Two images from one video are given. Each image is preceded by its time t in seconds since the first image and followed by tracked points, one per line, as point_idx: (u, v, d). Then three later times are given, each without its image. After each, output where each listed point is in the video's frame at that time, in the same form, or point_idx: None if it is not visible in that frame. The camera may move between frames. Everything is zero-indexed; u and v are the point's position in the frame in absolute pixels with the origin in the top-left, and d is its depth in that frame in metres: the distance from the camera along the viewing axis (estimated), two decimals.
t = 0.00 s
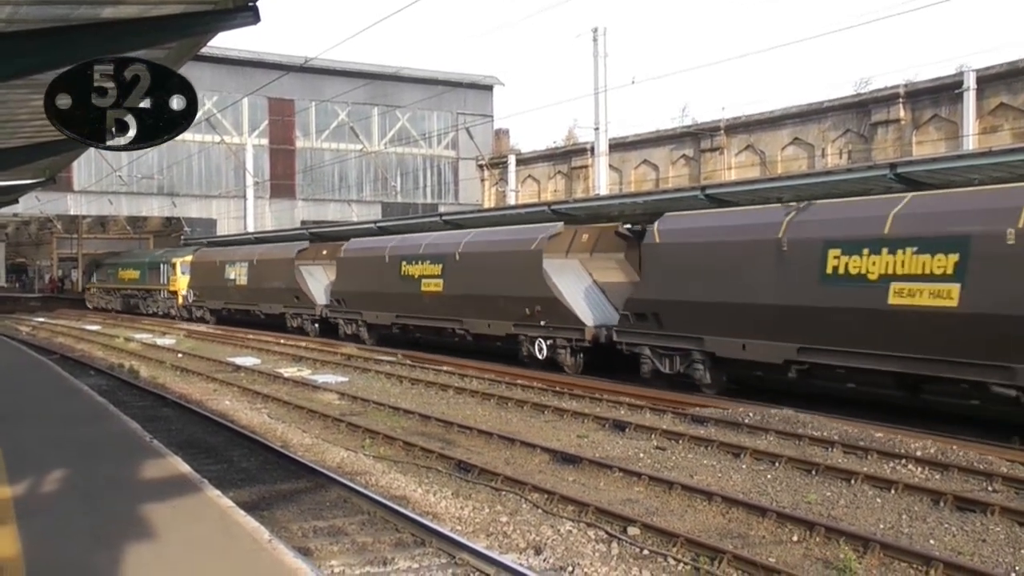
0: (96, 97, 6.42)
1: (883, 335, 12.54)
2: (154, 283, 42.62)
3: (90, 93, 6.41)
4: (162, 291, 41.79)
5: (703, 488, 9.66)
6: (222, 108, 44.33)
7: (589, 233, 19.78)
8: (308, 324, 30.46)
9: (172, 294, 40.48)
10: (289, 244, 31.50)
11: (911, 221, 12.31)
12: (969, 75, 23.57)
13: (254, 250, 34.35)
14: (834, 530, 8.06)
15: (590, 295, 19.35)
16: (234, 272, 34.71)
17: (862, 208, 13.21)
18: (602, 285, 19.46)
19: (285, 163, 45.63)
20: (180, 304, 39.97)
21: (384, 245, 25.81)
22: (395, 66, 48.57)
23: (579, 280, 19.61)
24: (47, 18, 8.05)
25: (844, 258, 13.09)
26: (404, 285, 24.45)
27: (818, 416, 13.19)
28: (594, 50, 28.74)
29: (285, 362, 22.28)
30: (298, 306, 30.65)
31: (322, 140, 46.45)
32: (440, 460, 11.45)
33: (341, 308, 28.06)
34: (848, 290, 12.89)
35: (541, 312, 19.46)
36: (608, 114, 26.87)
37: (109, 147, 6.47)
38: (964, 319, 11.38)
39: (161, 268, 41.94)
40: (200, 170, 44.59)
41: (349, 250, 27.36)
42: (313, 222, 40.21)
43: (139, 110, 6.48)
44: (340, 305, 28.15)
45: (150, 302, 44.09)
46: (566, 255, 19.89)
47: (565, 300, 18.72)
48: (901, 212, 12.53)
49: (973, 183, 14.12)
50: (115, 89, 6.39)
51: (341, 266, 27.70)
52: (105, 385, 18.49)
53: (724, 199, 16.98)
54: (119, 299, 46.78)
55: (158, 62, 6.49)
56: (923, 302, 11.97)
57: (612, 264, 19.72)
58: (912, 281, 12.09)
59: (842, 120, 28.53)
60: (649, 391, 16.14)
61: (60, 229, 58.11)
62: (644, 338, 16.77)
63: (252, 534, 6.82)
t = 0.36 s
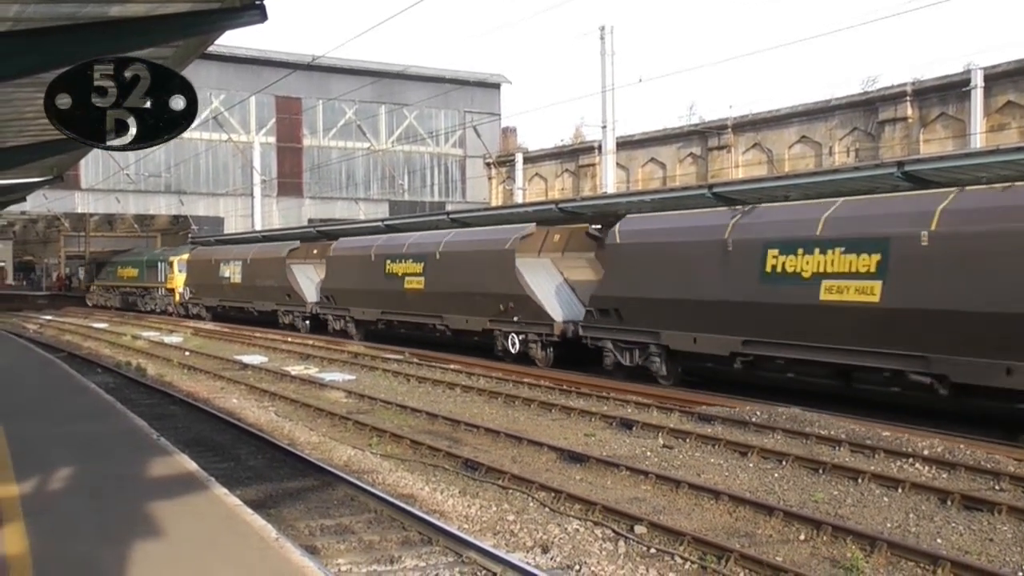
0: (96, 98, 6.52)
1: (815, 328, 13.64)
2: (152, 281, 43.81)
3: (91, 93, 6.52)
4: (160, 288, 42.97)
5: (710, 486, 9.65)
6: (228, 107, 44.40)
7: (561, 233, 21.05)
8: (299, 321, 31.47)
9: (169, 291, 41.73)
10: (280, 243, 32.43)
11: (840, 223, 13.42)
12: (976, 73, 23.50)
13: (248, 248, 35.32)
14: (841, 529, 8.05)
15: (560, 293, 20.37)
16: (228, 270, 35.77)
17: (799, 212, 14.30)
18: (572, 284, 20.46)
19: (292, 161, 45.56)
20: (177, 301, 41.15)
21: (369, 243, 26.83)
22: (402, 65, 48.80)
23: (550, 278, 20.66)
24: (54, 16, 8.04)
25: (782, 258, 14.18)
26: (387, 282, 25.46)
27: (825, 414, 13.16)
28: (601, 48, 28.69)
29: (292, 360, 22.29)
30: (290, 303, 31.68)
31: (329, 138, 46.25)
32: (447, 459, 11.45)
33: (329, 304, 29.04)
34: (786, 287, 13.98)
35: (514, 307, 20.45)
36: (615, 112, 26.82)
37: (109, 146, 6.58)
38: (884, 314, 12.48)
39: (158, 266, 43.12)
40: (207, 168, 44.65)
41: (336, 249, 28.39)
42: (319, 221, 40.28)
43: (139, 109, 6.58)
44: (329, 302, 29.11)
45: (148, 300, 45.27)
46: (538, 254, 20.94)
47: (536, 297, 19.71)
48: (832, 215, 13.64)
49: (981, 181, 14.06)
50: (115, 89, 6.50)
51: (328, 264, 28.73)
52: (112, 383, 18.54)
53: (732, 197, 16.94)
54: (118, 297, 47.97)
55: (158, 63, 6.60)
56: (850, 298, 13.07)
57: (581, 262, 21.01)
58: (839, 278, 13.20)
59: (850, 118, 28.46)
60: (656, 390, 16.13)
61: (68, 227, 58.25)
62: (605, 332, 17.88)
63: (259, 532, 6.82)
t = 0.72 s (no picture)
0: (96, 97, 6.40)
1: (754, 326, 14.62)
2: (145, 284, 44.17)
3: (90, 92, 6.40)
4: (153, 291, 43.30)
5: (713, 490, 9.65)
6: (232, 110, 44.52)
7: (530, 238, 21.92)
8: (286, 322, 32.38)
9: (162, 294, 42.07)
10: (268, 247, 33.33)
11: (774, 230, 14.39)
12: (979, 77, 23.50)
13: (237, 252, 36.08)
14: (844, 532, 8.04)
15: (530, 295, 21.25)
16: (218, 273, 36.52)
17: (731, 220, 15.41)
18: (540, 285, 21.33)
19: (295, 164, 45.53)
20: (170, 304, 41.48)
21: (352, 247, 27.87)
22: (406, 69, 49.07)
23: (521, 280, 21.49)
24: (59, 20, 8.08)
25: (723, 262, 15.11)
26: (369, 285, 26.51)
27: (828, 418, 13.15)
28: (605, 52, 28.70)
29: (295, 364, 22.31)
30: (277, 305, 32.60)
31: (332, 141, 46.49)
32: (450, 461, 11.46)
33: (314, 306, 30.05)
34: (725, 289, 14.94)
35: (485, 309, 21.45)
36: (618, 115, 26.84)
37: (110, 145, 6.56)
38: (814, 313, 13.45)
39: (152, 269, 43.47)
40: (211, 171, 44.66)
41: (321, 252, 29.42)
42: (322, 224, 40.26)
43: (140, 110, 6.51)
44: (314, 303, 30.17)
45: (141, 303, 45.63)
46: (510, 259, 21.84)
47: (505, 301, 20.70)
48: (767, 223, 14.62)
49: (983, 183, 14.07)
50: (116, 90, 6.40)
51: (314, 268, 29.78)
52: (115, 386, 18.56)
53: (735, 200, 16.95)
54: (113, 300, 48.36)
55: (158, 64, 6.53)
56: (784, 299, 14.05)
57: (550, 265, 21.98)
58: (774, 281, 14.16)
59: (852, 121, 28.47)
60: (658, 393, 16.14)
61: (70, 231, 58.30)
62: (569, 332, 18.90)
63: (262, 535, 6.83)
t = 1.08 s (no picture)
0: (96, 98, 6.36)
1: (704, 326, 15.61)
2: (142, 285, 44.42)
3: (90, 92, 6.36)
4: (150, 292, 43.54)
5: (720, 492, 9.64)
6: (238, 112, 44.52)
7: (506, 242, 22.75)
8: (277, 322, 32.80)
9: (159, 295, 42.30)
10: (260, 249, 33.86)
11: (724, 236, 15.35)
12: (987, 80, 23.47)
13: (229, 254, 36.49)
14: (850, 536, 8.02)
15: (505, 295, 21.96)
16: (213, 275, 36.88)
17: (685, 226, 16.37)
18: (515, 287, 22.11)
19: (301, 164, 45.67)
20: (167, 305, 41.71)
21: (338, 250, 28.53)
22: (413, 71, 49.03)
23: (497, 281, 22.19)
24: (66, 23, 8.11)
25: (677, 265, 16.07)
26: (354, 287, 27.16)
27: (835, 421, 13.13)
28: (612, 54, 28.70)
29: (302, 365, 22.32)
30: (268, 305, 33.02)
31: (339, 143, 46.58)
32: (457, 463, 11.46)
33: (303, 307, 30.60)
34: (678, 291, 15.92)
35: (463, 309, 22.15)
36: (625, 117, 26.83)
37: (110, 145, 6.48)
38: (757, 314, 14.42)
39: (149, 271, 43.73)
40: (217, 173, 44.73)
41: (310, 256, 30.08)
42: (327, 225, 40.30)
43: (139, 110, 6.48)
44: (303, 305, 30.72)
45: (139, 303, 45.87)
46: (486, 261, 22.61)
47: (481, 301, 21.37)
48: (716, 229, 15.61)
49: (990, 186, 14.05)
50: (116, 90, 6.37)
51: (302, 271, 30.45)
52: (121, 387, 18.57)
53: (741, 203, 16.94)
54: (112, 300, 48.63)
55: (158, 63, 6.49)
56: (730, 300, 15.01)
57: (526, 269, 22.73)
58: (722, 284, 15.12)
59: (860, 124, 28.45)
60: (664, 395, 16.13)
61: (76, 232, 58.35)
62: (539, 330, 19.86)
63: (269, 536, 6.84)
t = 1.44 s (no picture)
0: (96, 98, 6.31)
1: (664, 324, 16.80)
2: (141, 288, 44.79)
3: (90, 93, 6.29)
4: (150, 295, 43.90)
5: (730, 494, 9.62)
6: (246, 115, 44.59)
7: (486, 246, 23.72)
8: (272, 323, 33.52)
9: (159, 298, 42.65)
10: (256, 253, 34.59)
11: (682, 241, 16.60)
12: (995, 80, 23.41)
13: (226, 257, 37.30)
14: (860, 537, 8.00)
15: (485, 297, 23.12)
16: (212, 278, 37.53)
17: (649, 232, 17.62)
18: (495, 287, 23.29)
19: (309, 168, 45.68)
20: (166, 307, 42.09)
21: (330, 253, 29.55)
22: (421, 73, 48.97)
23: (478, 283, 23.41)
24: (73, 27, 8.14)
25: (639, 268, 17.32)
26: (345, 289, 28.18)
27: (844, 423, 13.11)
28: (619, 56, 28.70)
29: (310, 368, 22.34)
30: (264, 307, 33.67)
31: (347, 146, 46.63)
32: (466, 466, 11.45)
33: (297, 309, 31.46)
34: (640, 292, 17.15)
35: (446, 311, 23.26)
36: (633, 119, 26.83)
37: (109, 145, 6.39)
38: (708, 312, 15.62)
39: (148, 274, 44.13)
40: (225, 176, 44.84)
41: (303, 258, 31.02)
42: (335, 227, 40.34)
43: (139, 110, 6.42)
44: (297, 307, 31.50)
45: (139, 306, 46.22)
46: (468, 264, 23.72)
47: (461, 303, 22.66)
48: (674, 234, 16.91)
49: (999, 186, 14.02)
50: (115, 89, 6.31)
51: (296, 273, 31.43)
52: (130, 390, 18.59)
53: (749, 204, 16.89)
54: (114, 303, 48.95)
55: (158, 63, 6.43)
56: (686, 300, 16.23)
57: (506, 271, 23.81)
58: (678, 285, 16.36)
59: (867, 124, 28.42)
60: (674, 397, 16.10)
61: (84, 236, 58.48)
62: (515, 330, 21.00)
63: (279, 539, 6.84)
